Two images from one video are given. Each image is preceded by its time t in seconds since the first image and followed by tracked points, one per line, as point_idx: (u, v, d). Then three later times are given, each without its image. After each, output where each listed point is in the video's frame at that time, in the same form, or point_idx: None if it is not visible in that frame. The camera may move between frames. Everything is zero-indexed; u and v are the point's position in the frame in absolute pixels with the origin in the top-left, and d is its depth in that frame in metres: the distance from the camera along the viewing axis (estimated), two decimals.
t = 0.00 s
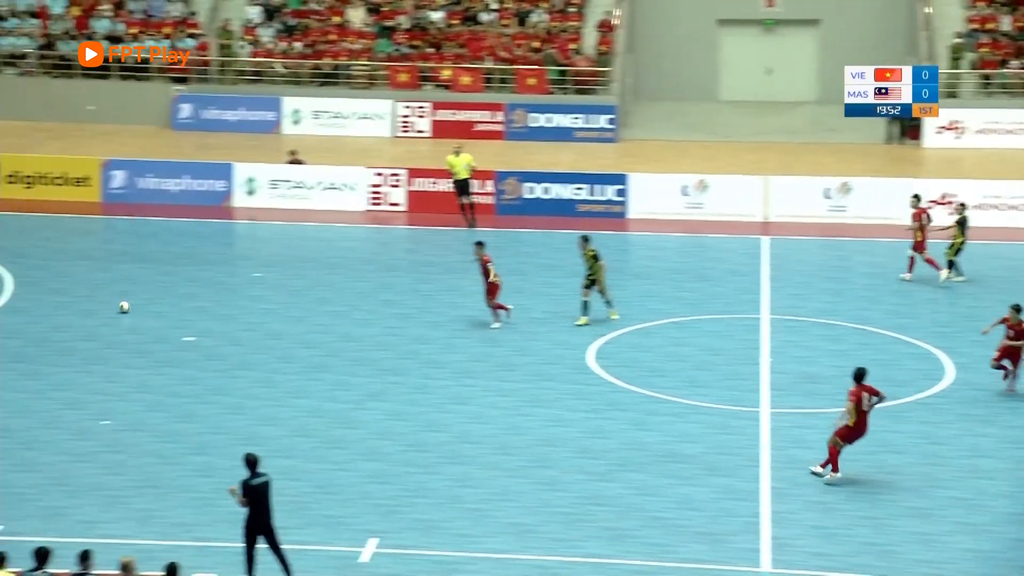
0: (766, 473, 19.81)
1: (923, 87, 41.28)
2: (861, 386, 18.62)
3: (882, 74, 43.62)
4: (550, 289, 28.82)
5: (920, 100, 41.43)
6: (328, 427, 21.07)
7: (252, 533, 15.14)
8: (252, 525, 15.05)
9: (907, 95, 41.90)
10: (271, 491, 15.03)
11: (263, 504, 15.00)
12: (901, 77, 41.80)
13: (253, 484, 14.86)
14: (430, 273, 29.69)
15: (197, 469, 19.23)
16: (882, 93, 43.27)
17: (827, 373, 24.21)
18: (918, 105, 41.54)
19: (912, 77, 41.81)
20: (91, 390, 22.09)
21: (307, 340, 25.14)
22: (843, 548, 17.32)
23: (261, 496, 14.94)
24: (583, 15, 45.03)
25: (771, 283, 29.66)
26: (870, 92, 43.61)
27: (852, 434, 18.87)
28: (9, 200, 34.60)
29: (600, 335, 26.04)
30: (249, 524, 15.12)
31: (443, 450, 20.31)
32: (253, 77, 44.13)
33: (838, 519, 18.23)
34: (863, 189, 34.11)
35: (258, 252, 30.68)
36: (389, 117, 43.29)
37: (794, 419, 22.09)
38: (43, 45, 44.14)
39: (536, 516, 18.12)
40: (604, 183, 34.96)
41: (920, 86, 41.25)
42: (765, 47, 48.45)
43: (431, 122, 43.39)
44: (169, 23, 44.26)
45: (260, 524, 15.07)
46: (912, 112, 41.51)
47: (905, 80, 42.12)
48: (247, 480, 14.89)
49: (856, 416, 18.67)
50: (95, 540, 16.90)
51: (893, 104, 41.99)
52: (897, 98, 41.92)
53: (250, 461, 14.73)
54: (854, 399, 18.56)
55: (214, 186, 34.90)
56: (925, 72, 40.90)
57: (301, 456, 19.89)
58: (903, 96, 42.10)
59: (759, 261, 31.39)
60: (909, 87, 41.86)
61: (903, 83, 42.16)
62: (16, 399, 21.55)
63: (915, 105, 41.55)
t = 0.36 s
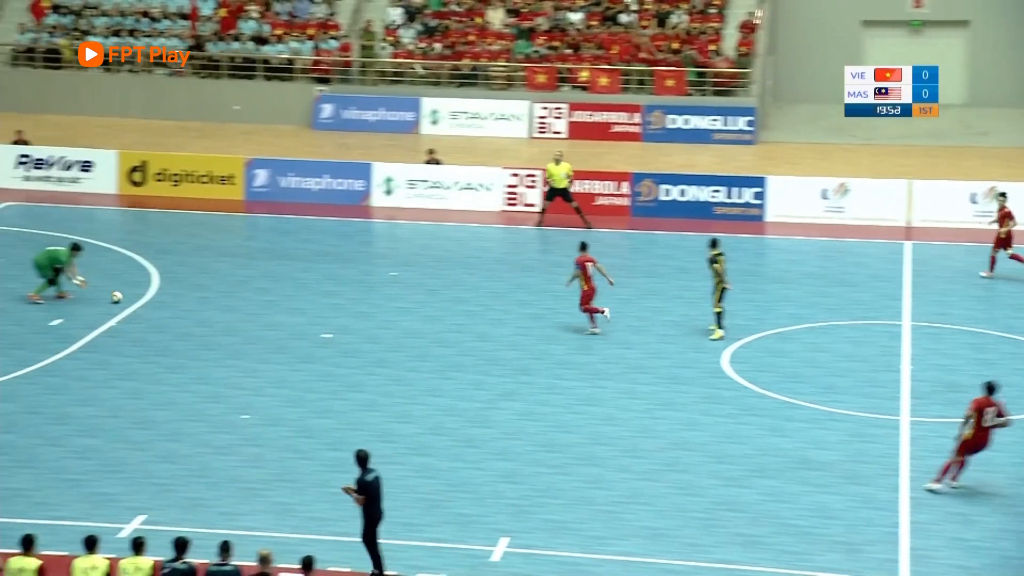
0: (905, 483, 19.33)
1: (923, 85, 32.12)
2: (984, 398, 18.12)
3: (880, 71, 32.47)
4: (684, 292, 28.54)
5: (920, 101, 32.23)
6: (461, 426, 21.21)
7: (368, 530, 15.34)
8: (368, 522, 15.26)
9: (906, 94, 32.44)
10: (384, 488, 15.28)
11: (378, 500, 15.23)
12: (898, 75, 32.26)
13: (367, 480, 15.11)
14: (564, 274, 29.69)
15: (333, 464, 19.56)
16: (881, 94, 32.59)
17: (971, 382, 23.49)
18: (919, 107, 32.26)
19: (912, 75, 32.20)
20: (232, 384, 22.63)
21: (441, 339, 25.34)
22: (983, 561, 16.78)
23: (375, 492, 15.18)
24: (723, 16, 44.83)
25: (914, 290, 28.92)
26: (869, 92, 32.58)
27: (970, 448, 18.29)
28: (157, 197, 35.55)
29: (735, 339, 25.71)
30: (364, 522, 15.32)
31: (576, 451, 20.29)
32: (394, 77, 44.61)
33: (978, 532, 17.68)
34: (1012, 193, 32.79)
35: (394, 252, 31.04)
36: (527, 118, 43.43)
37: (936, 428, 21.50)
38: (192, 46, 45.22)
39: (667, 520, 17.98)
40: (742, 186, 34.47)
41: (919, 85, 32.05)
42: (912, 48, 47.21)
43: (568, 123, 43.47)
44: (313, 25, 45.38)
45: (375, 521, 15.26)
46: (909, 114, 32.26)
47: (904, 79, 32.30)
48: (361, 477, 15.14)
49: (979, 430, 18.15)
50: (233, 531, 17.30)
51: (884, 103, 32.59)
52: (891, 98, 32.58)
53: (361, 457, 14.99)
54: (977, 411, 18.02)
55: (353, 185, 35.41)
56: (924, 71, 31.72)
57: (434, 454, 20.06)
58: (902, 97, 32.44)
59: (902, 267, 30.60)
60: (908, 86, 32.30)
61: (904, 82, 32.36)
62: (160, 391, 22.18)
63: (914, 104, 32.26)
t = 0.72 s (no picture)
0: (1014, 493, 18.85)
1: (923, 87, 35.46)
2: None
3: (882, 72, 36.42)
4: (787, 295, 28.18)
5: (920, 101, 35.61)
6: (560, 426, 21.21)
7: (436, 529, 15.50)
8: (437, 520, 15.43)
9: (907, 95, 35.90)
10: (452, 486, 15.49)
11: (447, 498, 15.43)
12: (898, 77, 36.05)
13: (436, 478, 15.30)
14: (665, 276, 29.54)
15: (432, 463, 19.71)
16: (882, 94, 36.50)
17: None
18: (919, 107, 35.70)
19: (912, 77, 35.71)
20: (333, 381, 22.92)
21: (541, 339, 25.37)
22: None
23: (445, 489, 15.38)
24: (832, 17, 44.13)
25: None
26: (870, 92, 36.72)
27: None
28: (263, 196, 36.14)
29: (839, 343, 25.32)
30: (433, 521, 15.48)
31: (675, 454, 20.16)
32: (497, 78, 44.78)
33: None
34: None
35: (496, 252, 31.15)
36: (630, 119, 43.36)
37: None
38: (300, 46, 45.91)
39: (768, 525, 17.78)
40: (848, 188, 33.89)
41: (920, 86, 35.45)
42: None
43: (671, 124, 43.29)
44: (418, 26, 45.69)
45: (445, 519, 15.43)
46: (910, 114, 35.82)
47: (905, 80, 35.87)
48: (431, 475, 15.32)
49: None
50: (333, 527, 17.53)
51: (884, 104, 36.50)
52: (892, 99, 36.32)
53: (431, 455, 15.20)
54: None
55: (455, 185, 35.62)
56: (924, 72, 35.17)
57: (532, 454, 20.10)
58: (902, 97, 36.05)
59: (1012, 273, 29.87)
60: (908, 87, 35.84)
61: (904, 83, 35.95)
62: (264, 387, 22.55)
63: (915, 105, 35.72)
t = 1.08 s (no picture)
0: None
1: (924, 87, 39.07)
2: None
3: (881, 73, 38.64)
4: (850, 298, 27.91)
5: (920, 100, 39.52)
6: (618, 428, 21.16)
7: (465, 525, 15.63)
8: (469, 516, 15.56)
9: (907, 95, 39.19)
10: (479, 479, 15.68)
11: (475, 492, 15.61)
12: (898, 77, 38.63)
13: (466, 473, 15.48)
14: (725, 277, 29.38)
15: (490, 463, 19.75)
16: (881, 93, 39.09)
17: None
18: (918, 105, 39.59)
19: (912, 76, 38.86)
20: (392, 381, 23.04)
21: (600, 340, 25.33)
22: None
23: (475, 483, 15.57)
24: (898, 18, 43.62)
25: None
26: (870, 92, 38.95)
27: None
28: (325, 196, 36.39)
29: (903, 347, 25.03)
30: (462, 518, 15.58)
31: (734, 457, 20.04)
32: (559, 79, 44.81)
33: None
34: None
35: (555, 253, 31.15)
36: (692, 120, 43.18)
37: None
38: (362, 47, 45.96)
39: (829, 530, 17.62)
40: (913, 190, 33.46)
41: (920, 86, 38.98)
42: None
43: (733, 126, 43.02)
44: (479, 27, 45.57)
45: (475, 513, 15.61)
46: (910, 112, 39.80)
47: (905, 80, 38.84)
48: (460, 471, 15.48)
49: None
50: (392, 526, 17.62)
51: (883, 102, 39.30)
52: (892, 97, 39.24)
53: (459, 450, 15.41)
54: None
55: (515, 185, 35.64)
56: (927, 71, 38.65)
57: (590, 456, 20.06)
58: (902, 96, 39.22)
59: None
60: (908, 87, 38.97)
61: (903, 83, 38.92)
62: (323, 386, 22.72)
63: (915, 105, 39.72)
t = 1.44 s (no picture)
0: None
1: (923, 87, 39.48)
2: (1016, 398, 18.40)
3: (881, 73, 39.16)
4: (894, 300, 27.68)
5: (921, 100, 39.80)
6: (659, 429, 21.08)
7: (467, 521, 16.06)
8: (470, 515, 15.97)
9: (908, 95, 39.59)
10: (487, 480, 16.03)
11: (480, 493, 15.95)
12: (898, 77, 39.14)
13: (472, 473, 15.85)
14: (768, 279, 29.22)
15: (532, 464, 19.75)
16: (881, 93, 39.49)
17: None
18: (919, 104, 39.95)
19: (912, 77, 39.31)
20: (434, 380, 23.08)
21: (641, 342, 25.25)
22: None
23: (479, 485, 15.90)
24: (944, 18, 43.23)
25: None
26: (870, 92, 39.42)
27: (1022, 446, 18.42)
28: (367, 196, 36.52)
29: (947, 349, 24.79)
30: (465, 514, 16.02)
31: (776, 459, 19.91)
32: (601, 79, 44.80)
33: None
34: None
35: (597, 253, 31.09)
36: (735, 120, 42.93)
37: None
38: (406, 47, 46.17)
39: (872, 533, 17.47)
40: (959, 192, 33.17)
41: (921, 86, 39.40)
42: None
43: (777, 126, 42.75)
44: (523, 27, 45.65)
45: (477, 514, 15.97)
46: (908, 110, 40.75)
47: (905, 80, 39.28)
48: (467, 469, 15.86)
49: None
50: (432, 526, 17.66)
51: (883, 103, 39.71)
52: (891, 97, 39.69)
53: (467, 449, 15.74)
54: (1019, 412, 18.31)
55: (557, 186, 35.64)
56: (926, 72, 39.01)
57: (630, 457, 20.01)
58: (902, 97, 39.58)
59: None
60: (908, 87, 39.46)
61: (903, 83, 39.37)
62: (365, 385, 22.79)
63: (915, 106, 40.56)
